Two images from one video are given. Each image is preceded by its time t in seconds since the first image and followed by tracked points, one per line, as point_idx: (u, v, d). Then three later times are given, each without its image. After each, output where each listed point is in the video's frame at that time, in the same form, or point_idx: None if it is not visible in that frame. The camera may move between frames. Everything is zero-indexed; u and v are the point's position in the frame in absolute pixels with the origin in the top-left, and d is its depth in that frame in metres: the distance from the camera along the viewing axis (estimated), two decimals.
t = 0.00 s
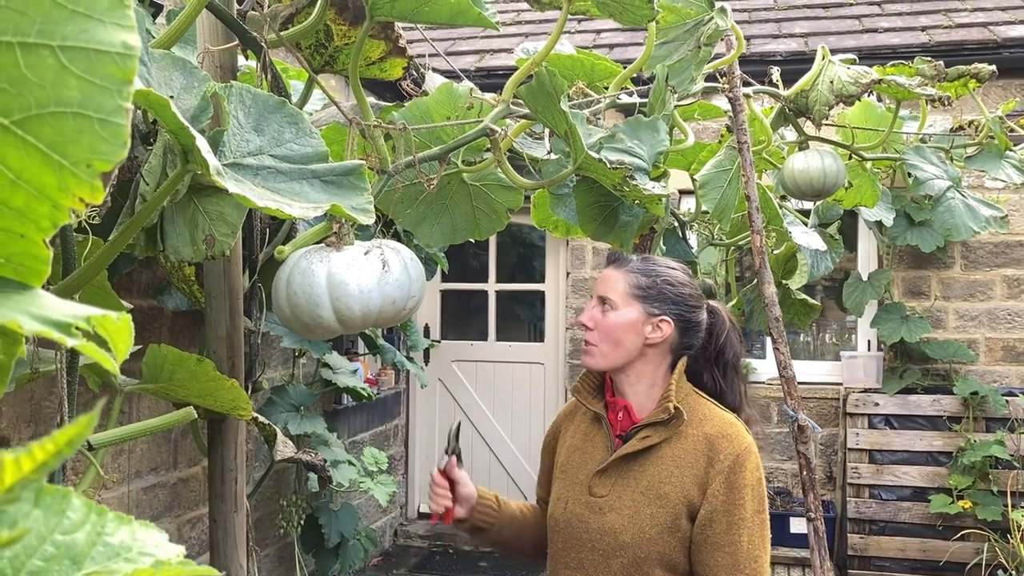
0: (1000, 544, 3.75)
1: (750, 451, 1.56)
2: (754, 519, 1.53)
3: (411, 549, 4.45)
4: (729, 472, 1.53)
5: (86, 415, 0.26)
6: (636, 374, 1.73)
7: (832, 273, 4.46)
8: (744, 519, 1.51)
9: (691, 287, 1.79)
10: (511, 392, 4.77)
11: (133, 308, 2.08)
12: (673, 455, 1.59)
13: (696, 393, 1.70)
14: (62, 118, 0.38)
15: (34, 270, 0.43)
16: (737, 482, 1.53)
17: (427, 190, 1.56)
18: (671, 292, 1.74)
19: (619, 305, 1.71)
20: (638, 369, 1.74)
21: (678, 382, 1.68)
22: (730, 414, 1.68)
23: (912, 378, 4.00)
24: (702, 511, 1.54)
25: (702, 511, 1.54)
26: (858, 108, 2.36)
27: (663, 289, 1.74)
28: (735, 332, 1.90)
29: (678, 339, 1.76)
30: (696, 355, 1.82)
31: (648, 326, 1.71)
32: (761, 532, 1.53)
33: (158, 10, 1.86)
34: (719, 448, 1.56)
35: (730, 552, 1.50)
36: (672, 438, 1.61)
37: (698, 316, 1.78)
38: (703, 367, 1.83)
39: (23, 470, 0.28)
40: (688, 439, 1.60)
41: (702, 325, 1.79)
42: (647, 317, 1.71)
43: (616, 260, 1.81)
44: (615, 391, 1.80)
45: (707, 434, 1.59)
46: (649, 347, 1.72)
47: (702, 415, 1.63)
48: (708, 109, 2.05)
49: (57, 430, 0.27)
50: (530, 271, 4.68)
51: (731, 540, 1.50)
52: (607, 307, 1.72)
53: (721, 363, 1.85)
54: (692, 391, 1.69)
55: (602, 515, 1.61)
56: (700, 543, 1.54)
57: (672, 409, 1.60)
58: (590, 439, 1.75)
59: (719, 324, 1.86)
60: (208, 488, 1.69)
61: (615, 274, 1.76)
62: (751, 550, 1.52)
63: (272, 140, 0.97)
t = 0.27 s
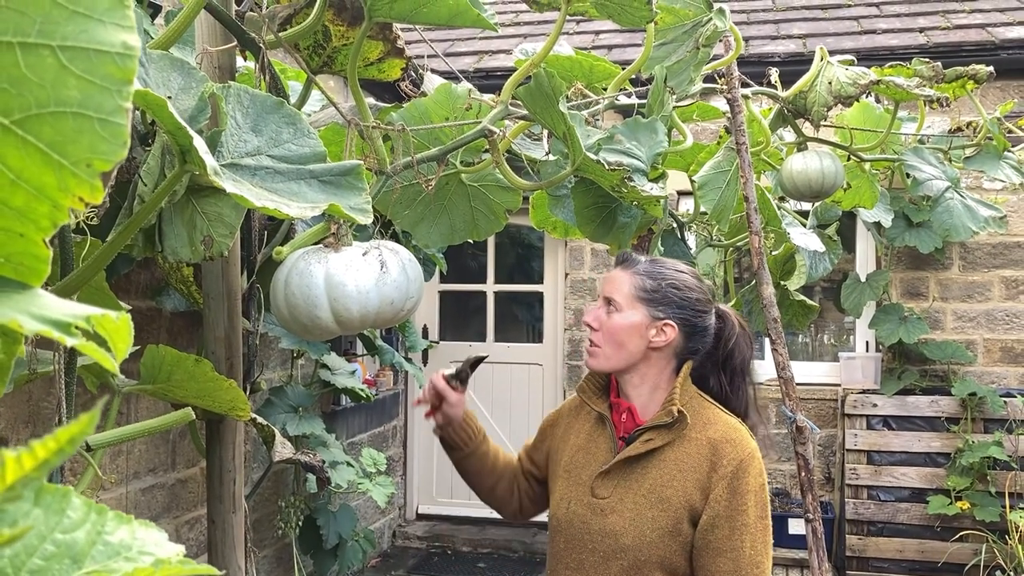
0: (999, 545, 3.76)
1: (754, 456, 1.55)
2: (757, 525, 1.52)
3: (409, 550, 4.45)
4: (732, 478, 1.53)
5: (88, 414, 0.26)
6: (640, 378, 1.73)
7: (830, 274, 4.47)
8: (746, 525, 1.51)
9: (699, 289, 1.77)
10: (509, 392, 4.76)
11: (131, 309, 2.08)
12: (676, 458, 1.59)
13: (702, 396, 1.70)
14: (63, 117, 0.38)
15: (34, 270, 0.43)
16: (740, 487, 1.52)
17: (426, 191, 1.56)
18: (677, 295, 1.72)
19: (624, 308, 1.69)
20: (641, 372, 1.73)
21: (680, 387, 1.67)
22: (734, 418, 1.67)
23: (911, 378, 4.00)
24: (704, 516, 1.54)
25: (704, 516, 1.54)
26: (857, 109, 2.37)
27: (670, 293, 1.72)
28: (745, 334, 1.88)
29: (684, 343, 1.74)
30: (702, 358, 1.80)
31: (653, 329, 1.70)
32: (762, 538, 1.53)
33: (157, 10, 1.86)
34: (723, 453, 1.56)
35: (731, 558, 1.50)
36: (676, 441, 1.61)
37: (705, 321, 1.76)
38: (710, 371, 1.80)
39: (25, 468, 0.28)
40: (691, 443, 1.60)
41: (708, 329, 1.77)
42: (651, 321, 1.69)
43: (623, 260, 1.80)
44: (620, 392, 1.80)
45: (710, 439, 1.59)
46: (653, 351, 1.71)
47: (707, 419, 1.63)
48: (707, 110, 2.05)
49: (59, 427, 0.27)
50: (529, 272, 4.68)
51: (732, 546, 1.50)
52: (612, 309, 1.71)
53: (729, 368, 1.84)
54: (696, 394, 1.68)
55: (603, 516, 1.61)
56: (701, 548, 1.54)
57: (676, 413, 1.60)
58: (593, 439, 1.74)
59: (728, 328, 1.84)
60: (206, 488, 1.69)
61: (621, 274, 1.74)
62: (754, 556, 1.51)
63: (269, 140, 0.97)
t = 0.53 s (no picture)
0: (997, 546, 3.76)
1: (757, 461, 1.56)
2: (759, 529, 1.52)
3: (408, 552, 4.45)
4: (735, 481, 1.53)
5: (79, 420, 0.26)
6: (644, 381, 1.73)
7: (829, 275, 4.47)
8: (748, 528, 1.51)
9: (706, 292, 1.76)
10: (508, 393, 4.76)
11: (129, 310, 2.07)
12: (679, 460, 1.59)
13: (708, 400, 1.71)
14: (57, 120, 0.38)
15: (29, 272, 0.42)
16: (743, 491, 1.52)
17: (424, 192, 1.56)
18: (684, 298, 1.71)
19: (628, 311, 1.69)
20: (645, 375, 1.73)
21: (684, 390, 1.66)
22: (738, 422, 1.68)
23: (909, 379, 3.99)
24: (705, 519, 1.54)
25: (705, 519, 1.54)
26: (855, 110, 2.37)
27: (676, 296, 1.71)
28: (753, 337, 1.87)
29: (688, 346, 1.74)
30: (709, 362, 1.80)
31: (657, 333, 1.69)
32: (763, 542, 1.53)
33: (155, 12, 1.87)
34: (726, 457, 1.56)
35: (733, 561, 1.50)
36: (679, 444, 1.61)
37: (712, 324, 1.75)
38: (714, 374, 1.82)
39: (16, 474, 0.28)
40: (695, 446, 1.60)
41: (715, 333, 1.76)
42: (656, 325, 1.69)
43: (630, 262, 1.80)
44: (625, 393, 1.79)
45: (714, 442, 1.59)
46: (657, 354, 1.71)
47: (711, 423, 1.63)
48: (705, 111, 2.06)
49: (50, 433, 0.27)
50: (527, 273, 4.68)
51: (734, 549, 1.50)
52: (617, 311, 1.71)
53: (736, 372, 1.83)
54: (698, 396, 1.68)
55: (604, 516, 1.61)
56: (701, 551, 1.54)
57: (681, 415, 1.60)
58: (596, 436, 1.72)
59: (735, 331, 1.82)
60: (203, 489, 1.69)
61: (627, 277, 1.74)
62: (755, 560, 1.51)
63: (266, 141, 0.97)
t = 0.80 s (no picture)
0: (995, 546, 3.76)
1: (761, 469, 1.55)
2: (761, 537, 1.52)
3: (406, 552, 4.45)
4: (738, 489, 1.53)
5: (63, 427, 0.26)
6: (644, 382, 1.73)
7: (827, 276, 4.47)
8: (750, 538, 1.50)
9: (708, 294, 1.75)
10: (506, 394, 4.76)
11: (127, 311, 2.07)
12: (682, 466, 1.59)
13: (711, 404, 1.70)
14: (46, 124, 0.38)
15: (17, 277, 0.41)
16: (746, 499, 1.52)
17: (421, 193, 1.55)
18: (684, 299, 1.70)
19: (627, 311, 1.69)
20: (645, 377, 1.73)
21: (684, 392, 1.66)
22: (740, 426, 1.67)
23: (907, 379, 3.99)
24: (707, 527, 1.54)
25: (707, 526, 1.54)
26: (853, 111, 2.37)
27: (675, 297, 1.70)
28: (757, 338, 1.85)
29: (688, 347, 1.73)
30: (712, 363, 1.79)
31: (656, 334, 1.69)
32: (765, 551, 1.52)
33: (153, 12, 1.87)
34: (730, 464, 1.56)
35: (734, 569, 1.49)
36: (682, 449, 1.61)
37: (714, 325, 1.74)
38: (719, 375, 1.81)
39: None
40: (698, 452, 1.60)
41: (718, 335, 1.75)
42: (654, 325, 1.69)
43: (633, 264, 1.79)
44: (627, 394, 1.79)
45: (717, 449, 1.59)
46: (655, 355, 1.70)
47: (714, 428, 1.63)
48: (703, 111, 2.06)
49: (33, 441, 0.27)
50: (525, 273, 4.68)
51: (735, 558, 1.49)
52: (617, 312, 1.71)
53: (741, 373, 1.81)
54: (699, 398, 1.68)
55: (605, 520, 1.61)
56: (702, 558, 1.54)
57: (685, 420, 1.60)
58: (598, 438, 1.72)
59: (740, 332, 1.79)
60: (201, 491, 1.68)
61: (628, 278, 1.74)
62: (757, 568, 1.50)
63: (263, 142, 0.96)
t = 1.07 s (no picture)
0: (993, 546, 3.76)
1: (759, 472, 1.56)
2: (759, 540, 1.53)
3: (405, 553, 4.44)
4: (736, 493, 1.53)
5: (49, 428, 0.25)
6: (639, 383, 1.72)
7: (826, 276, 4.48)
8: (749, 541, 1.51)
9: (707, 298, 1.75)
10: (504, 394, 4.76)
11: (124, 311, 2.07)
12: (679, 469, 1.59)
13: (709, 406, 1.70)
14: (35, 122, 0.38)
15: (10, 277, 0.41)
16: (744, 503, 1.53)
17: (419, 193, 1.55)
18: (679, 302, 1.70)
19: (622, 311, 1.69)
20: (640, 377, 1.73)
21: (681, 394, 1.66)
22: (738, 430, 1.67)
23: (906, 379, 4.00)
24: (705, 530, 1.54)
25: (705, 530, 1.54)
26: (850, 111, 2.38)
27: (670, 299, 1.70)
28: (760, 346, 1.85)
29: (683, 351, 1.72)
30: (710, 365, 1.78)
31: (649, 335, 1.68)
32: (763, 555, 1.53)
33: (150, 12, 1.86)
34: (727, 467, 1.56)
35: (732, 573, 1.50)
36: (680, 451, 1.60)
37: (710, 331, 1.74)
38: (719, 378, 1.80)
39: None
40: (696, 455, 1.60)
41: (715, 339, 1.75)
42: (647, 326, 1.68)
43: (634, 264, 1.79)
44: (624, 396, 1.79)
45: (714, 451, 1.59)
46: (650, 356, 1.70)
47: (711, 432, 1.63)
48: (701, 112, 2.06)
49: (19, 442, 0.27)
50: (524, 273, 4.68)
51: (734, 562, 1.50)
52: (613, 311, 1.71)
53: (741, 382, 1.82)
54: (698, 400, 1.68)
55: (602, 523, 1.60)
56: (699, 561, 1.54)
57: (682, 423, 1.59)
58: (595, 440, 1.71)
59: (741, 339, 1.80)
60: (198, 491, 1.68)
61: (626, 277, 1.74)
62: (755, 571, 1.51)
63: (259, 142, 0.96)
